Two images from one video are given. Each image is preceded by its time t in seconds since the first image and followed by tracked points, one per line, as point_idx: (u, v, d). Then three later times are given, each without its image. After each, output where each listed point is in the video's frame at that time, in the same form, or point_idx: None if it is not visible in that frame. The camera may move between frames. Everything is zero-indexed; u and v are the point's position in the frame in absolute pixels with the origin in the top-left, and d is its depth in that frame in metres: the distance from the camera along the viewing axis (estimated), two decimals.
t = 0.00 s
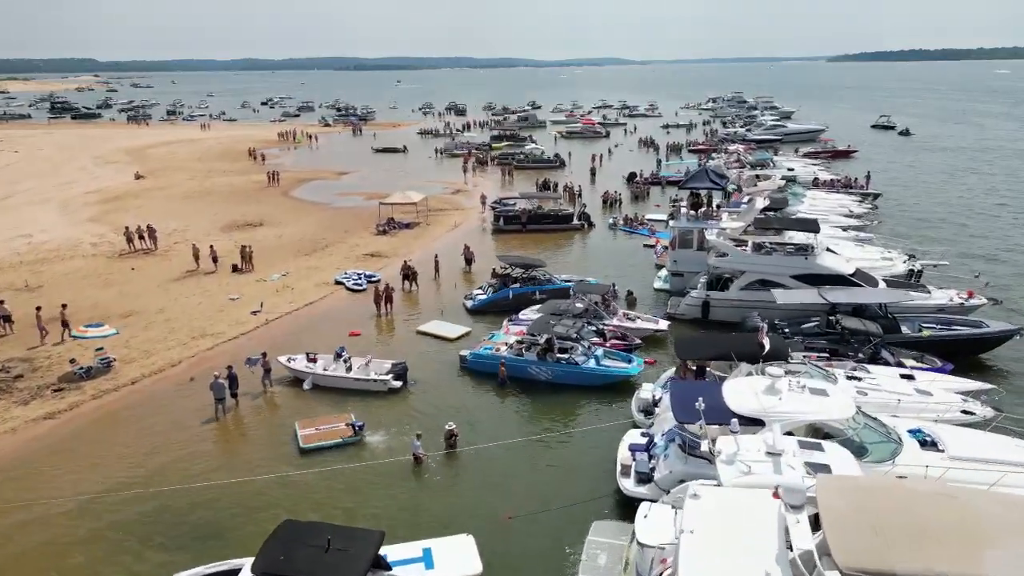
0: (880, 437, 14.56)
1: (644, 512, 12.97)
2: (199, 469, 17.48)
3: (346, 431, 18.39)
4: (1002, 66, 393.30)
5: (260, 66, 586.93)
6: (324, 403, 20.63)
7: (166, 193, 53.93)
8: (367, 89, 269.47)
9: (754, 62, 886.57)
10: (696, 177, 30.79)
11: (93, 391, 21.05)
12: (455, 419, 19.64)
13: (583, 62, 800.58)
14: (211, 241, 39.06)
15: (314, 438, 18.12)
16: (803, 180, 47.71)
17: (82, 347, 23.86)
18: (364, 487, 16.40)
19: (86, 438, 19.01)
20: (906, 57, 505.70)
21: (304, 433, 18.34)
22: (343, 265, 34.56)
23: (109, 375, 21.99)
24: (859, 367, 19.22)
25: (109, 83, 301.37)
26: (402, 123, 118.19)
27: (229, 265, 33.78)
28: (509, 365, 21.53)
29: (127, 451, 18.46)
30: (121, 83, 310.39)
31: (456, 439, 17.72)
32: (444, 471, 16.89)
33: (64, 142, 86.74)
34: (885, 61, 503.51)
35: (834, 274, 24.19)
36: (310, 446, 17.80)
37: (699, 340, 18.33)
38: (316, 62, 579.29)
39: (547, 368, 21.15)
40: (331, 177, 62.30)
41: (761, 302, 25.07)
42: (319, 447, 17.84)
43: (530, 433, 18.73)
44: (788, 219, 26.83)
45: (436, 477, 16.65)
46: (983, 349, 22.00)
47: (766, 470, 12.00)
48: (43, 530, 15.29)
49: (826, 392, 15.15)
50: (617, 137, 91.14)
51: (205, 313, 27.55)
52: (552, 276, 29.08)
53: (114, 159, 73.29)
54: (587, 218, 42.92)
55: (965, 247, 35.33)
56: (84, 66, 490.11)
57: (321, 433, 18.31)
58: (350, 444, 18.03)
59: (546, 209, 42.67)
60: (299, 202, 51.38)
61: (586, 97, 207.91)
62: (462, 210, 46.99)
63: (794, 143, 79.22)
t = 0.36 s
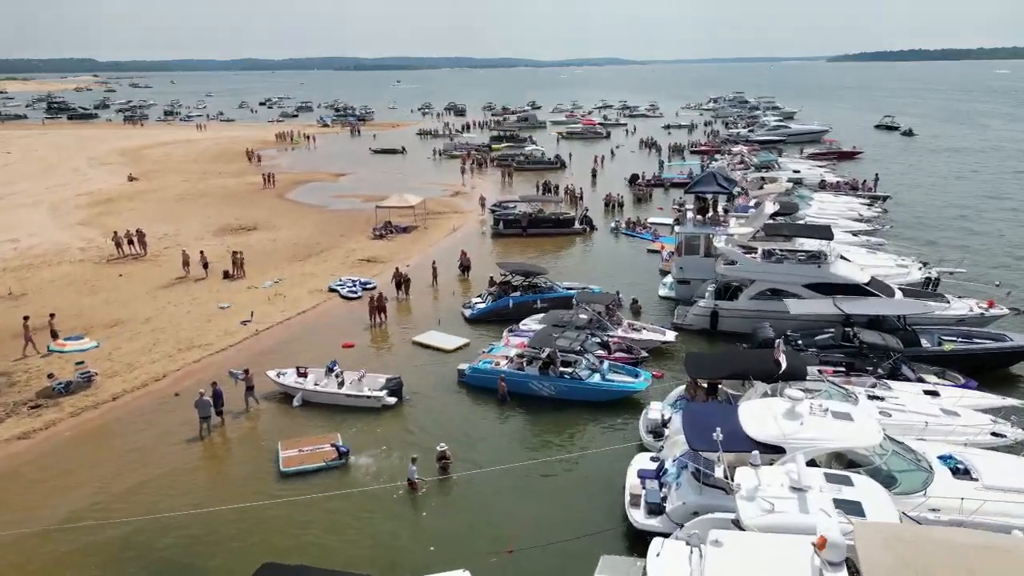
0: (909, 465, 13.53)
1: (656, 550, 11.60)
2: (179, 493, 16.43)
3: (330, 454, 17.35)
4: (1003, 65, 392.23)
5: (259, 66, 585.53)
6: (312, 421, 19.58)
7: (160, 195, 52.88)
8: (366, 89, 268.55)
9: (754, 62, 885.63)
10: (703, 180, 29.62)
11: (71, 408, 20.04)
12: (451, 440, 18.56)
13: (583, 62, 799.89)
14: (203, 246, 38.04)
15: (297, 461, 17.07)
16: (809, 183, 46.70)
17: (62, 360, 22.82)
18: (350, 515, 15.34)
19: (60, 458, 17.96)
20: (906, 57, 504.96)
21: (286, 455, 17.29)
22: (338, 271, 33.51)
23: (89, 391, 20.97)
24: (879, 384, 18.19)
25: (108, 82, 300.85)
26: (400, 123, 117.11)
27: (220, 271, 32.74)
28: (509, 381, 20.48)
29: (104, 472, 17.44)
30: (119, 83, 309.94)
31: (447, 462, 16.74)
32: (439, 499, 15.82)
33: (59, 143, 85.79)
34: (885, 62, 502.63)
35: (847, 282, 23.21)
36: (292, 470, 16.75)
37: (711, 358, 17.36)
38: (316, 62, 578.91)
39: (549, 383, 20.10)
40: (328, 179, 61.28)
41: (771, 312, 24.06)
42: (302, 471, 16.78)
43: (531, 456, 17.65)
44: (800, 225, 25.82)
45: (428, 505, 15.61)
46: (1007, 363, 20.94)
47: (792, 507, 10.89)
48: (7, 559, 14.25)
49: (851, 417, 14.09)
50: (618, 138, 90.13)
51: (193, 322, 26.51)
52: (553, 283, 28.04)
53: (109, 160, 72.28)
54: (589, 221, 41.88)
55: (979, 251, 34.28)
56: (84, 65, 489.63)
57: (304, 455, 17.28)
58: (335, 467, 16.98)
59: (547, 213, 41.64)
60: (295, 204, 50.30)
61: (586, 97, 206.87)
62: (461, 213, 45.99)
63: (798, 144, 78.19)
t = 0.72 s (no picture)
0: (943, 498, 12.55)
1: None
2: (155, 522, 15.41)
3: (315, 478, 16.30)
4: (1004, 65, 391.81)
5: (258, 66, 584.47)
6: (301, 440, 18.52)
7: (153, 198, 51.82)
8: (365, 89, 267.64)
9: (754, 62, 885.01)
10: (709, 184, 28.44)
11: (46, 427, 19.02)
12: (447, 461, 17.51)
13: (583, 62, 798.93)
14: (194, 251, 36.96)
15: (280, 486, 16.03)
16: (816, 185, 45.71)
17: (40, 375, 21.76)
18: (335, 548, 14.30)
19: (33, 483, 16.96)
20: (907, 57, 504.14)
21: (269, 480, 16.23)
22: (332, 277, 32.43)
23: (66, 409, 19.96)
24: (902, 404, 17.14)
25: (106, 82, 299.98)
26: (399, 124, 116.12)
27: (211, 278, 31.72)
28: (509, 398, 19.42)
29: (78, 498, 16.43)
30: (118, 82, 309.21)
31: (441, 488, 15.74)
32: (432, 529, 14.77)
33: (53, 143, 84.79)
34: (885, 62, 501.96)
35: (862, 292, 22.21)
36: (273, 496, 15.70)
37: (724, 378, 16.39)
38: (315, 62, 578.11)
39: (552, 400, 19.01)
40: (325, 181, 60.28)
41: (783, 322, 23.04)
42: (285, 497, 15.73)
43: (532, 480, 16.59)
44: (812, 232, 24.79)
45: (419, 537, 14.57)
46: None
47: (826, 556, 9.86)
48: None
49: (879, 444, 13.04)
50: (619, 139, 89.13)
51: (179, 332, 25.48)
52: (555, 291, 27.02)
53: (103, 161, 71.23)
54: (591, 225, 40.88)
55: (993, 256, 33.25)
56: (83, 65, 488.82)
57: (288, 481, 16.23)
58: (321, 493, 15.92)
59: (548, 216, 40.59)
60: (290, 207, 49.22)
61: (586, 96, 205.92)
62: (459, 216, 44.96)
63: (801, 145, 77.21)
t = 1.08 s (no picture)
0: (978, 532, 11.58)
1: None
2: (130, 553, 14.42)
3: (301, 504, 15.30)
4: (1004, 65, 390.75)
5: (258, 66, 582.96)
6: (289, 460, 17.55)
7: (146, 200, 50.80)
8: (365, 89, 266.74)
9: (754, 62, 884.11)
10: (716, 189, 27.32)
11: (22, 447, 18.07)
12: (443, 485, 16.52)
13: (583, 62, 797.05)
14: (185, 256, 35.97)
15: (264, 513, 15.04)
16: (822, 188, 44.76)
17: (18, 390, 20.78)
18: None
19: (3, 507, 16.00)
20: (907, 57, 503.48)
21: (252, 506, 15.25)
22: (326, 283, 31.46)
23: (44, 426, 19.00)
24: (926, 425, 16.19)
25: (106, 82, 299.47)
26: (398, 124, 115.21)
27: (201, 285, 30.75)
28: (509, 414, 18.42)
29: (52, 523, 15.47)
30: (117, 82, 308.70)
31: (436, 519, 14.55)
32: (426, 562, 13.79)
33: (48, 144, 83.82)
34: (885, 62, 501.24)
35: (878, 302, 21.29)
36: (256, 524, 14.72)
37: (739, 399, 15.53)
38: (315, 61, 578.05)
39: (554, 417, 17.99)
40: (322, 183, 59.33)
41: (795, 334, 22.14)
42: (269, 526, 14.75)
43: (533, 507, 15.61)
44: (824, 238, 23.84)
45: (413, 572, 13.57)
46: None
47: None
48: None
49: (909, 474, 12.06)
50: (620, 140, 88.18)
51: (166, 343, 24.52)
52: (556, 299, 26.05)
53: (98, 162, 70.29)
54: (593, 229, 39.91)
55: (1008, 261, 32.26)
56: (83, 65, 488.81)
57: (272, 507, 15.24)
58: (309, 520, 14.98)
59: (549, 220, 39.63)
60: (286, 210, 48.20)
61: (586, 95, 205.08)
62: (458, 220, 44.00)
63: (805, 146, 76.32)
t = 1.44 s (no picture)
0: None
1: None
2: None
3: (281, 536, 14.24)
4: (1005, 65, 390.10)
5: (260, 66, 583.15)
6: (273, 485, 16.49)
7: (138, 203, 49.70)
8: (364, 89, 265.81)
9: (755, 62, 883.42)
10: (724, 195, 26.31)
11: None
12: (438, 513, 15.47)
13: (583, 62, 796.72)
14: (176, 262, 34.91)
15: (242, 547, 13.96)
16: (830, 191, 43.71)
17: None
18: None
19: None
20: (908, 58, 502.60)
21: (230, 539, 14.19)
22: (320, 291, 30.39)
23: (16, 447, 17.99)
24: (955, 450, 15.18)
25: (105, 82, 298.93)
26: (397, 125, 114.20)
27: (190, 293, 29.76)
28: (510, 434, 17.36)
29: (17, 553, 14.47)
30: (117, 83, 308.35)
31: (429, 556, 13.60)
32: None
33: (42, 145, 82.78)
34: (886, 62, 500.32)
35: (897, 313, 20.38)
36: (233, 559, 13.64)
37: (756, 425, 14.58)
38: (315, 62, 577.73)
39: (557, 438, 16.93)
40: (318, 185, 58.32)
41: (810, 347, 21.17)
42: (247, 560, 13.67)
43: (534, 539, 14.54)
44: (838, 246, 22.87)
45: None
46: None
47: None
48: None
49: (948, 512, 10.99)
50: (621, 141, 87.13)
51: (151, 355, 23.49)
52: (559, 309, 25.01)
53: (92, 164, 69.31)
54: (595, 233, 38.86)
55: None
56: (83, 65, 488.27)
57: (250, 540, 14.17)
58: (291, 554, 13.91)
59: (550, 224, 38.58)
60: (281, 213, 47.13)
61: (586, 95, 204.07)
62: (457, 223, 42.98)
63: (809, 147, 75.30)
